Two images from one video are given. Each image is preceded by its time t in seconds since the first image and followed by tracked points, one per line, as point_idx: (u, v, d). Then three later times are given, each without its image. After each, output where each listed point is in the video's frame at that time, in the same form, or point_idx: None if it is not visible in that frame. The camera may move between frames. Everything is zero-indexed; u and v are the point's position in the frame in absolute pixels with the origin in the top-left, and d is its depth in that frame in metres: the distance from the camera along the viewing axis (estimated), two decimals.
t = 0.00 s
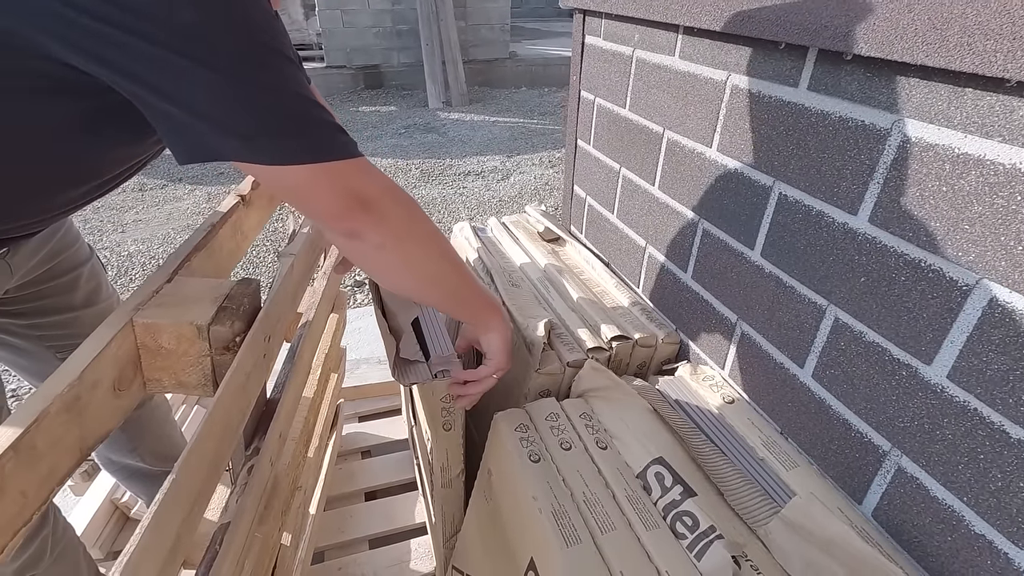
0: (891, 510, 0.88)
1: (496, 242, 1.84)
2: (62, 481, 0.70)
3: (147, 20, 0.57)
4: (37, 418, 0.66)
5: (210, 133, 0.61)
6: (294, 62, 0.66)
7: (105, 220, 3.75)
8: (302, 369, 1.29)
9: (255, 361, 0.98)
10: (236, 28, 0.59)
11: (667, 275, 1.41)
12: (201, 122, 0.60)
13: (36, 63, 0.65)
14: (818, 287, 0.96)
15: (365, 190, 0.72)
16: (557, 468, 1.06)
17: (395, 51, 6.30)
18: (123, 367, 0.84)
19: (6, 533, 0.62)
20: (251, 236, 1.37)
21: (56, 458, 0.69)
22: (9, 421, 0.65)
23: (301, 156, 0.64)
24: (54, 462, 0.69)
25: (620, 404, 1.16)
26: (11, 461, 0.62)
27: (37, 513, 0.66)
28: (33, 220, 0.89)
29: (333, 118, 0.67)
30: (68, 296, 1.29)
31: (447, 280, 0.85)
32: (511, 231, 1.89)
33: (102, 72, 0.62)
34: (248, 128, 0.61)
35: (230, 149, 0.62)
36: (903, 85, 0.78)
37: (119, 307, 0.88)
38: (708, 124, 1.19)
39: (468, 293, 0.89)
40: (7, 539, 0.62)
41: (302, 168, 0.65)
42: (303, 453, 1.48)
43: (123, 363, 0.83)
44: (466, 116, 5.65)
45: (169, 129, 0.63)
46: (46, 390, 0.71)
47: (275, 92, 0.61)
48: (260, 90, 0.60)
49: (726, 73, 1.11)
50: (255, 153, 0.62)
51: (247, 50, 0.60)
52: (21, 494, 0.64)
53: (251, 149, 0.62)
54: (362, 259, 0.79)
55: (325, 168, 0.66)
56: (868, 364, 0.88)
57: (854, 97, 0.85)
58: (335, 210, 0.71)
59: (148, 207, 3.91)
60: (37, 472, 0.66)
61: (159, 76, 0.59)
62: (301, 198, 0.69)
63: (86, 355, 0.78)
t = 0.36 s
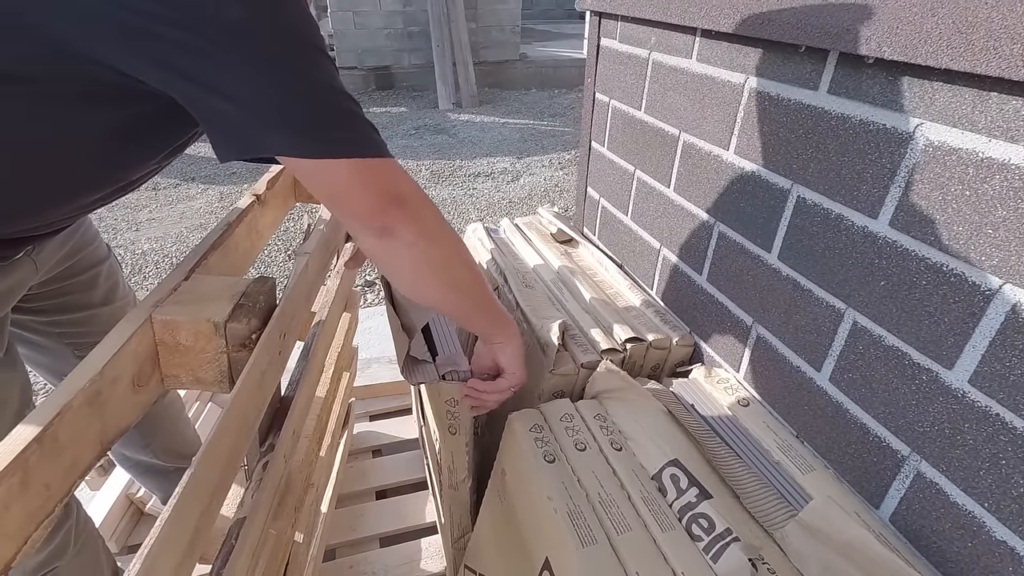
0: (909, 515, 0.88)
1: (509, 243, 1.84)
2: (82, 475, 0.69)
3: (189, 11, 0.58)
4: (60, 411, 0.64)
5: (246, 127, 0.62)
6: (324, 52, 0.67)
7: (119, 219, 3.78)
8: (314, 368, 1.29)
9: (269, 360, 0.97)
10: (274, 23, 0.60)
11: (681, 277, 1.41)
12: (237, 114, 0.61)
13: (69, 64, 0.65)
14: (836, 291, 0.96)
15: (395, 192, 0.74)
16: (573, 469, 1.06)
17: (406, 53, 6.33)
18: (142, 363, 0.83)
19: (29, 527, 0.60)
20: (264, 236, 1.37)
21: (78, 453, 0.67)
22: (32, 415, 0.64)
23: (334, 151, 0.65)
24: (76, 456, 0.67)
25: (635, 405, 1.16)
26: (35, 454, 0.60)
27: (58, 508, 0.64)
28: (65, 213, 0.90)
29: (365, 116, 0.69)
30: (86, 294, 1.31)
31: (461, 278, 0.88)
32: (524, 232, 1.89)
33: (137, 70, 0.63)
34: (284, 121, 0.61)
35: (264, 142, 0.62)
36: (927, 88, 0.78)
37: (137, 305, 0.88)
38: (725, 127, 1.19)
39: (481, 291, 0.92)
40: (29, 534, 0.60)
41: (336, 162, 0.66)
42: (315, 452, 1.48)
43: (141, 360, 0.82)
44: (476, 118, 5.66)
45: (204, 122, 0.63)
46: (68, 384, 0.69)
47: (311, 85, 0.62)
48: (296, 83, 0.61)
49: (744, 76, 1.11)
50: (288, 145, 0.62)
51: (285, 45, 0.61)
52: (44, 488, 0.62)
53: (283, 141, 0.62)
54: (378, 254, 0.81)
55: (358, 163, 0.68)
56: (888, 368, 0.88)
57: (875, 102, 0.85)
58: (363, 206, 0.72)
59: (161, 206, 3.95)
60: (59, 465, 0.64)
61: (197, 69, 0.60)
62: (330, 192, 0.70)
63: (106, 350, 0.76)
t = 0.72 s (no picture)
0: (928, 519, 0.88)
1: (523, 245, 1.85)
2: (124, 469, 0.73)
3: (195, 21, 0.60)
4: (104, 410, 0.68)
5: (197, 128, 0.62)
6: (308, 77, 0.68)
7: (132, 220, 3.81)
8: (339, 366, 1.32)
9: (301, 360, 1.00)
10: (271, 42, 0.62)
11: (696, 280, 1.41)
12: (199, 119, 0.61)
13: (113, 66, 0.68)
14: (855, 295, 0.97)
15: (317, 229, 0.70)
16: (591, 469, 1.07)
17: (415, 54, 6.35)
18: (178, 362, 0.86)
19: (78, 517, 0.65)
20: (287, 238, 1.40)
21: (121, 448, 0.72)
22: (79, 413, 0.68)
23: (285, 169, 0.64)
24: (119, 451, 0.71)
25: (651, 407, 1.17)
26: (84, 448, 0.65)
27: (103, 499, 0.69)
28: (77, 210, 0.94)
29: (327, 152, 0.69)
30: (114, 292, 1.33)
31: (392, 335, 0.80)
32: (537, 233, 1.90)
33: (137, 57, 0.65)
34: (249, 137, 0.62)
35: (208, 148, 0.62)
36: (950, 95, 0.78)
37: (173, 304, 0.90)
38: (742, 132, 1.19)
39: (424, 347, 0.85)
40: (78, 524, 0.65)
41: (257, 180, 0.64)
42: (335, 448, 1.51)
43: (178, 358, 0.86)
44: (484, 119, 5.68)
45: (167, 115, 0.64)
46: (111, 382, 0.73)
47: (285, 111, 0.64)
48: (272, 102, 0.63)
49: (763, 81, 1.12)
50: (244, 158, 0.62)
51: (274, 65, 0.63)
52: (91, 481, 0.67)
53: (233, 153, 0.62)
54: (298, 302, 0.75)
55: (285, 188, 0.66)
56: (907, 372, 0.89)
57: (897, 108, 0.85)
58: (280, 237, 0.69)
59: (173, 206, 3.98)
60: (104, 460, 0.69)
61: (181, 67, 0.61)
62: (252, 217, 0.68)
63: (145, 349, 0.80)
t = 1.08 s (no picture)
0: (941, 520, 0.89)
1: (533, 247, 1.86)
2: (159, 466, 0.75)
3: (237, 37, 0.64)
4: (141, 409, 0.70)
5: (268, 139, 0.68)
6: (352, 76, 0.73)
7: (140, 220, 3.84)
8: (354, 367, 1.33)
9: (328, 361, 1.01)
10: (308, 43, 0.66)
11: (707, 283, 1.42)
12: (265, 131, 0.67)
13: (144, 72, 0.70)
14: (868, 298, 0.98)
15: (394, 213, 0.79)
16: (606, 469, 1.08)
17: (420, 56, 6.37)
18: (207, 362, 0.88)
19: (118, 513, 0.67)
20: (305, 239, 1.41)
21: (157, 446, 0.74)
22: (118, 411, 0.70)
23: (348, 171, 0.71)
24: (155, 449, 0.73)
25: (664, 408, 1.18)
26: (123, 447, 0.66)
27: (140, 496, 0.71)
28: (104, 214, 0.97)
29: (383, 136, 0.74)
30: (129, 292, 1.35)
31: (460, 282, 0.92)
32: (547, 235, 1.91)
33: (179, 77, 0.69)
34: (314, 139, 0.68)
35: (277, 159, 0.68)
36: (964, 103, 0.80)
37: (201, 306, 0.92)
38: (755, 136, 1.20)
39: (480, 292, 0.97)
40: (117, 520, 0.67)
41: (348, 184, 0.73)
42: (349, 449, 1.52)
43: (207, 359, 0.88)
44: (489, 121, 5.69)
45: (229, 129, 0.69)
46: (146, 382, 0.75)
47: (341, 114, 0.69)
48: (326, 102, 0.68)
49: (776, 86, 1.13)
50: (314, 160, 0.69)
51: (316, 65, 0.67)
52: (129, 479, 0.68)
53: (309, 157, 0.69)
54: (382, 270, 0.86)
55: (370, 182, 0.74)
56: (921, 375, 0.90)
57: (911, 114, 0.86)
58: (368, 227, 0.79)
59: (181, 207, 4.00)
60: (142, 457, 0.71)
61: (230, 82, 0.66)
62: (344, 215, 0.77)
63: (176, 350, 0.82)
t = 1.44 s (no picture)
0: (946, 518, 0.90)
1: (535, 247, 1.86)
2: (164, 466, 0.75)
3: (229, 46, 0.65)
4: (148, 407, 0.71)
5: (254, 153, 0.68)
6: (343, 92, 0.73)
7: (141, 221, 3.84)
8: (358, 366, 1.33)
9: (333, 361, 1.02)
10: (300, 57, 0.67)
11: (711, 283, 1.43)
12: (254, 142, 0.68)
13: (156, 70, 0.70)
14: (872, 298, 0.98)
15: (370, 234, 0.79)
16: (610, 468, 1.09)
17: (420, 56, 6.37)
18: (211, 362, 0.88)
19: (125, 512, 0.67)
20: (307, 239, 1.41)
21: (163, 446, 0.74)
22: (125, 411, 0.70)
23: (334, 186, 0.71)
24: (162, 449, 0.74)
25: (667, 407, 1.19)
26: (130, 446, 0.67)
27: (146, 494, 0.71)
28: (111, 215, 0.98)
29: (366, 156, 0.75)
30: (136, 293, 1.35)
31: (438, 305, 0.92)
32: (549, 236, 1.91)
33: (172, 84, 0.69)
34: (302, 154, 0.68)
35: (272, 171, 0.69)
36: (968, 104, 0.80)
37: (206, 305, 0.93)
38: (759, 137, 1.21)
39: (460, 313, 0.97)
40: (124, 519, 0.67)
41: (322, 203, 0.73)
42: (352, 448, 1.52)
43: (211, 358, 0.88)
44: (489, 121, 5.70)
45: (215, 139, 0.69)
46: (153, 381, 0.76)
47: (332, 129, 0.70)
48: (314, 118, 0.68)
49: (780, 88, 1.14)
50: (301, 176, 0.69)
51: (306, 78, 0.68)
52: (136, 478, 0.68)
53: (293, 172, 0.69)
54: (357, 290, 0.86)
55: (345, 202, 0.74)
56: (925, 373, 0.91)
57: (916, 114, 0.87)
58: (344, 246, 0.79)
59: (181, 207, 4.01)
60: (148, 456, 0.71)
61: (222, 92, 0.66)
62: (318, 232, 0.77)
63: (183, 349, 0.82)
